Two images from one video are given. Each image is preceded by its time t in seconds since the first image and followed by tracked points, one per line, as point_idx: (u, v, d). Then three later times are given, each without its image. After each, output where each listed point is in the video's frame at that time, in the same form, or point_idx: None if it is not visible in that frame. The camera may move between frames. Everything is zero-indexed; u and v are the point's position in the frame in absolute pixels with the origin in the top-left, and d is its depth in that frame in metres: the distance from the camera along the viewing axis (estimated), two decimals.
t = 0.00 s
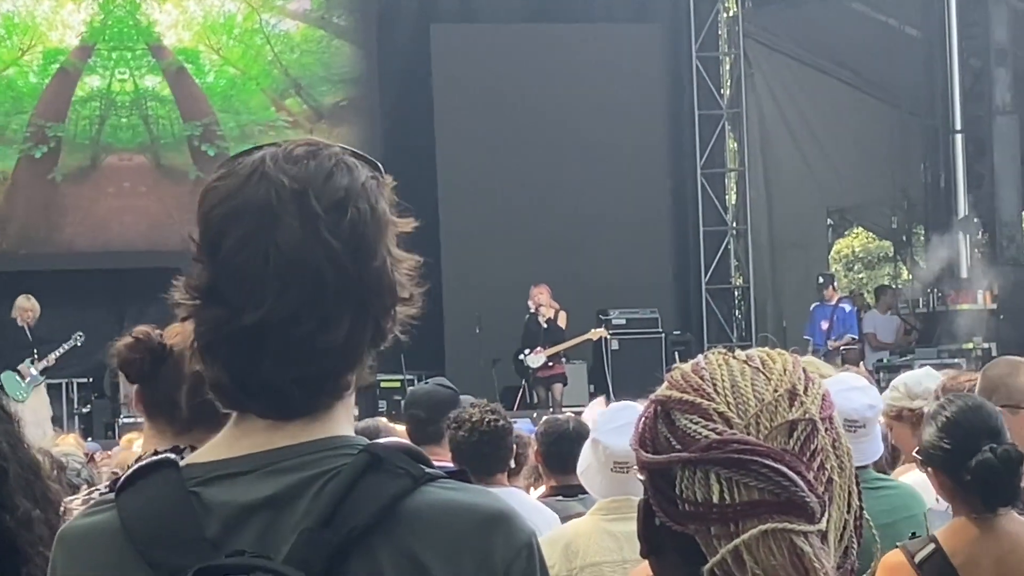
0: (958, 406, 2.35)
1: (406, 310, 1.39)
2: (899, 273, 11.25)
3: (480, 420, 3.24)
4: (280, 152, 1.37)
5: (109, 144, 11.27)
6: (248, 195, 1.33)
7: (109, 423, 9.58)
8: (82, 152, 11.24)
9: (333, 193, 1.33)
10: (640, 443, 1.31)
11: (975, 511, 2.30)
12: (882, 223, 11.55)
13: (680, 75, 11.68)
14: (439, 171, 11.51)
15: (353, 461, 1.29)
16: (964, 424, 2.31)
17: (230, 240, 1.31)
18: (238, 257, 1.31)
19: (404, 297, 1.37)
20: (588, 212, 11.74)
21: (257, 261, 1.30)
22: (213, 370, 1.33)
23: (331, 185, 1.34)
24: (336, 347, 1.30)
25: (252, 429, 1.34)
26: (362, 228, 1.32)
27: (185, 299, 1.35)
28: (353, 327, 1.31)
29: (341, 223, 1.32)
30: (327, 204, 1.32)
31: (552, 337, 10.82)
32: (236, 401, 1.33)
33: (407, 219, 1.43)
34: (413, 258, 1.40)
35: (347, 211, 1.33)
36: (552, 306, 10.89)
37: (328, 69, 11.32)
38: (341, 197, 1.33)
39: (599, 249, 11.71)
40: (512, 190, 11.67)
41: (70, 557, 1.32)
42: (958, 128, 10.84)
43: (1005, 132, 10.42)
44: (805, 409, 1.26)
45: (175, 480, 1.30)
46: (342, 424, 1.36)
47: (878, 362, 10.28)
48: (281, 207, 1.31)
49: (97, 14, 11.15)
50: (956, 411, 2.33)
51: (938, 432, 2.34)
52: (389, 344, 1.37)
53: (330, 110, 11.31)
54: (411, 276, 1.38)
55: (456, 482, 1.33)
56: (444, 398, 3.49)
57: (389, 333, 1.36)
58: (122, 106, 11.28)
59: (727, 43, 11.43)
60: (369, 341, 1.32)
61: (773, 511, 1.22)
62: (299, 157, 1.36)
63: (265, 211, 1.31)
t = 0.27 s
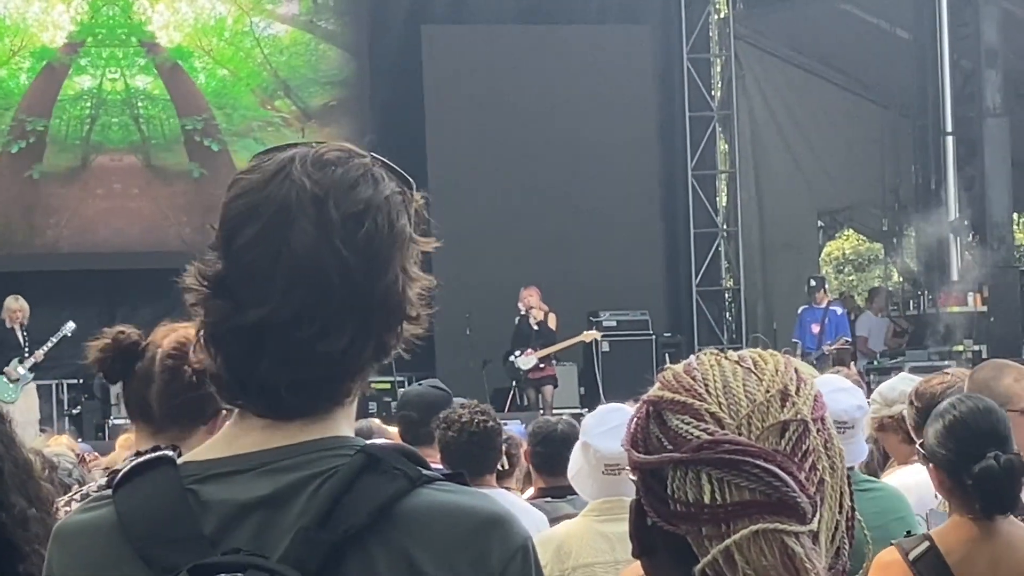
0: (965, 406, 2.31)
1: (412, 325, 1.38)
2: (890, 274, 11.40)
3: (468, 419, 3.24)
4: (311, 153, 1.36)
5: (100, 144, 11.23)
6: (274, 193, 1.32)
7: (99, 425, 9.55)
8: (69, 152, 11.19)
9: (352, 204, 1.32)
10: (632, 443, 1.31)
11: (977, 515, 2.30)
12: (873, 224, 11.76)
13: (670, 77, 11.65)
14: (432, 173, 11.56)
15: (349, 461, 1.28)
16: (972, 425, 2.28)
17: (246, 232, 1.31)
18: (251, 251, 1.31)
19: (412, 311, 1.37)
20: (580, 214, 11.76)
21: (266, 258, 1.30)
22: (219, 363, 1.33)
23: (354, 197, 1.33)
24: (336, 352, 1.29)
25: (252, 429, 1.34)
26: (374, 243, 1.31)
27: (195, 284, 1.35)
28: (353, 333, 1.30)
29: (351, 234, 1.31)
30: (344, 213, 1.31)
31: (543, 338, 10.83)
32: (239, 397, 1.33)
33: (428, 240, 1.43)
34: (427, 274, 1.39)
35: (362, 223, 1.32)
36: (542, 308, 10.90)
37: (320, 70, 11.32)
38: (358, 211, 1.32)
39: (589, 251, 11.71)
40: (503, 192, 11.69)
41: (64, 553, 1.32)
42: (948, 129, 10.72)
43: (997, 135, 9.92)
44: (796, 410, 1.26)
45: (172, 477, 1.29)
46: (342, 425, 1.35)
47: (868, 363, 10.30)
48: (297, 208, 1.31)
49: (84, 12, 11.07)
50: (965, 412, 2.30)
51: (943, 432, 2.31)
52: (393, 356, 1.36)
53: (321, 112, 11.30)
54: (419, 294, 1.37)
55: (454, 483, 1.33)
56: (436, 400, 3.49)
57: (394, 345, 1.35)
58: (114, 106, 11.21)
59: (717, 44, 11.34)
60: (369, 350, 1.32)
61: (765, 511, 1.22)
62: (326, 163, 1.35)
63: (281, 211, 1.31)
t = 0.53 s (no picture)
0: (963, 403, 2.32)
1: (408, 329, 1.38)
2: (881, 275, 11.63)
3: (459, 418, 3.23)
4: (314, 150, 1.36)
5: (90, 144, 11.18)
6: (276, 190, 1.32)
7: (89, 425, 9.60)
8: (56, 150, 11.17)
9: (350, 204, 1.32)
10: (622, 441, 1.31)
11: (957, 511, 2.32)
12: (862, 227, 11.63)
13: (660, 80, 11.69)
14: (421, 174, 11.51)
15: (343, 460, 1.28)
16: (966, 421, 2.30)
17: (244, 226, 1.32)
18: (248, 245, 1.31)
19: (409, 314, 1.36)
20: (570, 216, 11.74)
21: (261, 253, 1.30)
22: (217, 357, 1.33)
23: (352, 197, 1.32)
24: (329, 350, 1.30)
25: (248, 427, 1.34)
26: (369, 243, 1.31)
27: (193, 276, 1.35)
28: (346, 332, 1.30)
29: (347, 233, 1.31)
30: (341, 212, 1.31)
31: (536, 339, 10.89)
32: (235, 393, 1.33)
33: (432, 244, 1.42)
34: (426, 276, 1.39)
35: (359, 223, 1.31)
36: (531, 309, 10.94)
37: (310, 73, 11.35)
38: (354, 211, 1.32)
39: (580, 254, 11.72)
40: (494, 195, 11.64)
41: (58, 547, 1.32)
42: (937, 131, 10.93)
43: (984, 136, 10.23)
44: (785, 408, 1.26)
45: (167, 473, 1.29)
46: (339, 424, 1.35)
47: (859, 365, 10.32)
48: (295, 206, 1.31)
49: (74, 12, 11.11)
50: (962, 407, 2.31)
51: (939, 425, 2.33)
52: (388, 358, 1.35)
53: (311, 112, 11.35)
54: (417, 296, 1.36)
55: (449, 483, 1.33)
56: (422, 401, 3.45)
57: (389, 347, 1.35)
58: (106, 107, 11.20)
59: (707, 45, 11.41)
60: (362, 351, 1.32)
61: (753, 509, 1.22)
62: (328, 162, 1.35)
63: (280, 208, 1.31)
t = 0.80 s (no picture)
0: (940, 406, 2.41)
1: (401, 329, 1.38)
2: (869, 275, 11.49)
3: (464, 419, 3.25)
4: (308, 149, 1.36)
5: (81, 143, 11.14)
6: (272, 189, 1.33)
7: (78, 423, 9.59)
8: (47, 150, 11.13)
9: (344, 202, 1.32)
10: (613, 440, 1.31)
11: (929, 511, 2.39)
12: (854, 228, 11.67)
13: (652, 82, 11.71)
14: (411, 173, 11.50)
15: (337, 458, 1.28)
16: (942, 422, 2.38)
17: (240, 224, 1.32)
18: (243, 241, 1.31)
19: (402, 314, 1.36)
20: (563, 217, 11.77)
21: (259, 252, 1.31)
22: (212, 354, 1.34)
23: (347, 195, 1.32)
24: (323, 349, 1.30)
25: (242, 426, 1.34)
26: (363, 242, 1.31)
27: (188, 275, 1.35)
28: (340, 330, 1.31)
29: (342, 232, 1.31)
30: (336, 210, 1.31)
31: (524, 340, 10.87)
32: (230, 391, 1.33)
33: (427, 243, 1.42)
34: (420, 276, 1.39)
35: (354, 221, 1.32)
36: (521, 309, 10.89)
37: (300, 73, 11.36)
38: (349, 209, 1.32)
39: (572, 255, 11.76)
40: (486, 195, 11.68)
41: (50, 544, 1.32)
42: (930, 131, 11.11)
43: (976, 136, 10.35)
44: (776, 406, 1.27)
45: (160, 470, 1.29)
46: (333, 422, 1.35)
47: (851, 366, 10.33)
48: (290, 205, 1.31)
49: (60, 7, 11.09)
50: (940, 410, 2.39)
51: (917, 427, 2.42)
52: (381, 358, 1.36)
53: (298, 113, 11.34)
54: (411, 295, 1.37)
55: (445, 483, 1.33)
56: (412, 400, 3.41)
57: (382, 347, 1.35)
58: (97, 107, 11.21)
59: (699, 46, 11.41)
60: (357, 350, 1.32)
61: (745, 508, 1.23)
62: (323, 161, 1.35)
63: (275, 207, 1.32)
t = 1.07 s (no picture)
0: (907, 407, 2.44)
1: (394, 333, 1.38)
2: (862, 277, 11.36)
3: (459, 420, 3.25)
4: (305, 151, 1.37)
5: (72, 144, 11.22)
6: (266, 190, 1.33)
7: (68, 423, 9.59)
8: (37, 148, 11.17)
9: (340, 205, 1.32)
10: (603, 441, 1.32)
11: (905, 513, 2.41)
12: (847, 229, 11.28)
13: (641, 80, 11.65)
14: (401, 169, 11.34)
15: (330, 458, 1.28)
16: (910, 424, 2.41)
17: (234, 226, 1.32)
18: (238, 243, 1.31)
19: (396, 316, 1.36)
20: (553, 215, 11.56)
21: (251, 254, 1.31)
22: (204, 355, 1.34)
23: (343, 197, 1.33)
24: (316, 351, 1.30)
25: (235, 426, 1.34)
26: (359, 244, 1.32)
27: (181, 276, 1.35)
28: (333, 331, 1.31)
29: (335, 234, 1.31)
30: (331, 213, 1.32)
31: (507, 341, 10.75)
32: (224, 391, 1.33)
33: (421, 246, 1.42)
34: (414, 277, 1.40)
35: (350, 224, 1.32)
36: (509, 311, 10.78)
37: (289, 75, 11.42)
38: (343, 212, 1.32)
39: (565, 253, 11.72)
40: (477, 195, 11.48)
41: (44, 543, 1.32)
42: (919, 132, 10.54)
43: (967, 138, 10.17)
44: (767, 407, 1.27)
45: (152, 471, 1.29)
46: (326, 423, 1.35)
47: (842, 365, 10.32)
48: (286, 207, 1.31)
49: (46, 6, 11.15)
50: (906, 411, 2.43)
51: (887, 431, 2.45)
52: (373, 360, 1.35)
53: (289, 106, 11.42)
54: (405, 298, 1.37)
55: (436, 483, 1.33)
56: (399, 402, 3.40)
57: (376, 348, 1.35)
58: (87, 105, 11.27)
59: (689, 47, 11.77)
60: (350, 353, 1.32)
61: (735, 509, 1.23)
62: (319, 164, 1.35)
63: (269, 210, 1.32)
